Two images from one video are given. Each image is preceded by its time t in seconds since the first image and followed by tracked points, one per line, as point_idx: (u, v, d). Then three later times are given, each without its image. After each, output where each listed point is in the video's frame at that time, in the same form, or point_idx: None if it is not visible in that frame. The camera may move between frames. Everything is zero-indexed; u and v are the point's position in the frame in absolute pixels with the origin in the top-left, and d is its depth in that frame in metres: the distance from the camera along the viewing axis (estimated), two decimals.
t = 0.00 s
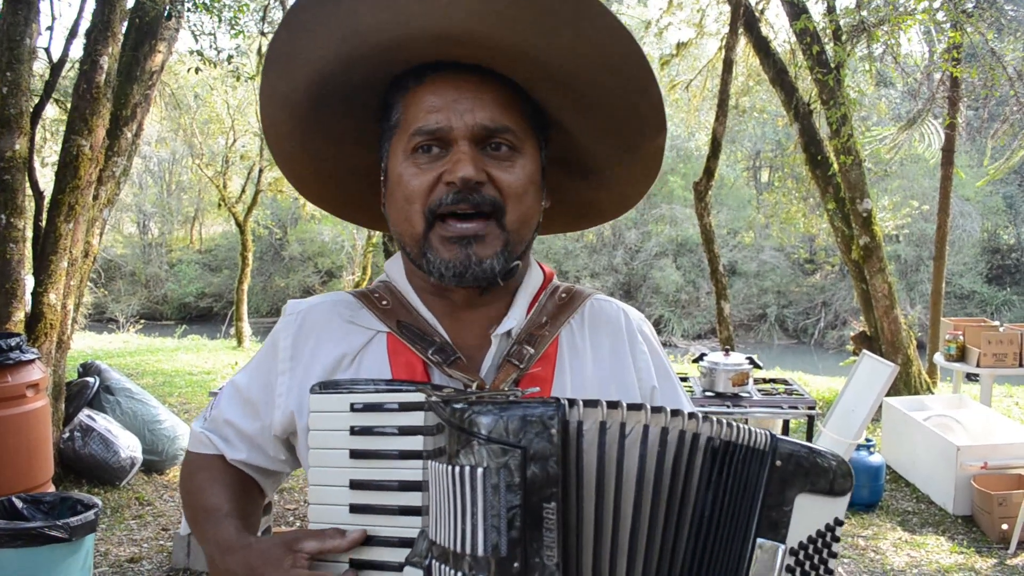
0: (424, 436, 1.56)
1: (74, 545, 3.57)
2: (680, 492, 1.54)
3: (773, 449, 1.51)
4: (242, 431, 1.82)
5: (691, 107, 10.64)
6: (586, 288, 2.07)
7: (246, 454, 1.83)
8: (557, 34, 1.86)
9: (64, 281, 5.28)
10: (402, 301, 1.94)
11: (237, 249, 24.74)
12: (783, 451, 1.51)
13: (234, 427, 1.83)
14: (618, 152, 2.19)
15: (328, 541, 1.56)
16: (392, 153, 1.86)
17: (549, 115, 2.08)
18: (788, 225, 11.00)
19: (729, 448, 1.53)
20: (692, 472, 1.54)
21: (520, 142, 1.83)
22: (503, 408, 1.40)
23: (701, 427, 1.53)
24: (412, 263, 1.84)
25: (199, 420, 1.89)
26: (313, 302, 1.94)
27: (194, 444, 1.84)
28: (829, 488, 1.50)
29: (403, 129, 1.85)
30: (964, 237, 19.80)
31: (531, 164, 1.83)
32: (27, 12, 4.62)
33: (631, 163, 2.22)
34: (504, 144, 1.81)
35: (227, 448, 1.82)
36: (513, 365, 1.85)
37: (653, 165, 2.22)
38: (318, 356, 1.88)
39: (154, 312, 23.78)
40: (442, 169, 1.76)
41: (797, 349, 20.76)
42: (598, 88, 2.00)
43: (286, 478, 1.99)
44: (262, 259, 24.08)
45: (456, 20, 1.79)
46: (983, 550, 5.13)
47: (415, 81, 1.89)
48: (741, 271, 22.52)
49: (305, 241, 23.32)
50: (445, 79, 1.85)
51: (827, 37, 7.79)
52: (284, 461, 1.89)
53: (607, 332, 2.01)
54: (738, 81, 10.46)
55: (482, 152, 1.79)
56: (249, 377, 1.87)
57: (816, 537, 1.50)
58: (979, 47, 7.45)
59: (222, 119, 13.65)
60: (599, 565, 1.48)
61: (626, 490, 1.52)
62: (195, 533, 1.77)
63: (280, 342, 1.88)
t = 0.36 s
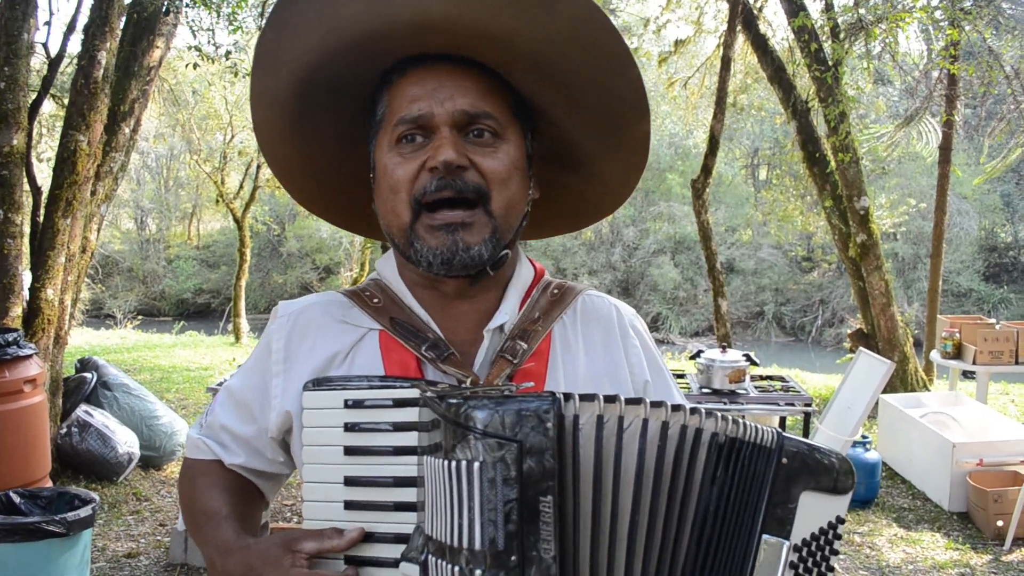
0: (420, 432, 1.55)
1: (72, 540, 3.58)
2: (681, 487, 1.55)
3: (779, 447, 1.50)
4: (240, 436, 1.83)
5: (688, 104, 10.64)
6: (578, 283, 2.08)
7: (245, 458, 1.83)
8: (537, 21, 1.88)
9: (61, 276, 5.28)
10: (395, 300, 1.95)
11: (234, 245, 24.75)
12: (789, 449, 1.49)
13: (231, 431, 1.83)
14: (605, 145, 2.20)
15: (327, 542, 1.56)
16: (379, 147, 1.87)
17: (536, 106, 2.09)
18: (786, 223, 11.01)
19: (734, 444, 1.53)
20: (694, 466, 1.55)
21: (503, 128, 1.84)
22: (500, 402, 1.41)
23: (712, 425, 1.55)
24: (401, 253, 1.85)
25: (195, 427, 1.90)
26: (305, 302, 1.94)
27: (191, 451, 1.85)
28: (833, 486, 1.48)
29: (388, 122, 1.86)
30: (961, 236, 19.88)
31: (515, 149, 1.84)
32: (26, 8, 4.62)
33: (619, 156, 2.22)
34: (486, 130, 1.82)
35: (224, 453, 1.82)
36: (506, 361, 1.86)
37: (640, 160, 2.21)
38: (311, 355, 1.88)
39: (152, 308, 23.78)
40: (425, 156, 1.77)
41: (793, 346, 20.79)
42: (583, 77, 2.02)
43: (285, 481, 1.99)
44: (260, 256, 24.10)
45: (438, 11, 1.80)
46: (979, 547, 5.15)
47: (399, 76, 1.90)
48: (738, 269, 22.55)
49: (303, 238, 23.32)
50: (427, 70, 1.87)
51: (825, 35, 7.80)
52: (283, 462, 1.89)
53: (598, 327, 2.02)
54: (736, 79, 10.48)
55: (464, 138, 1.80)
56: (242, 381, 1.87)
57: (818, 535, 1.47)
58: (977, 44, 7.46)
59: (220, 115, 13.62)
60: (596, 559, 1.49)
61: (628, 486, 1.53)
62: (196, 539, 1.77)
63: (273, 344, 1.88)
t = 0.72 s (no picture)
0: (406, 425, 1.58)
1: (66, 536, 3.57)
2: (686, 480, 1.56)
3: (791, 442, 1.56)
4: (225, 428, 1.83)
5: (684, 103, 10.65)
6: (563, 276, 2.08)
7: (229, 450, 1.83)
8: (518, 12, 1.91)
9: (56, 273, 5.27)
10: (382, 291, 1.94)
11: (229, 242, 24.70)
12: (800, 444, 1.56)
13: (216, 423, 1.83)
14: (589, 142, 2.20)
15: (319, 538, 1.57)
16: (362, 137, 1.87)
17: (522, 100, 2.10)
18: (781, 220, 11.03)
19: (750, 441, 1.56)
20: (692, 456, 1.56)
21: (484, 115, 1.85)
22: (484, 392, 1.41)
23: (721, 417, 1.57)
24: (383, 239, 1.85)
25: (176, 420, 1.89)
26: (291, 293, 1.93)
27: (171, 444, 1.83)
28: (840, 482, 1.55)
29: (371, 111, 1.86)
30: (956, 234, 19.95)
31: (496, 137, 1.84)
32: (19, 4, 4.61)
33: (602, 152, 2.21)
34: (468, 118, 1.83)
35: (207, 446, 1.82)
36: (493, 352, 1.86)
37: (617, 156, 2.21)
38: (297, 346, 1.88)
39: (147, 305, 23.73)
40: (408, 142, 1.77)
41: (789, 344, 20.85)
42: (569, 71, 2.04)
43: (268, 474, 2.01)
44: (255, 253, 24.05)
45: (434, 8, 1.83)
46: (972, 544, 5.18)
47: (382, 67, 1.91)
48: (734, 267, 22.57)
49: (299, 235, 23.29)
50: (409, 61, 1.88)
51: (821, 33, 7.81)
52: (269, 454, 1.91)
53: (585, 317, 2.03)
54: (732, 77, 10.48)
55: (445, 124, 1.81)
56: (227, 373, 1.86)
57: (825, 527, 1.56)
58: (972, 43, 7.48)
59: (215, 112, 13.59)
60: (590, 551, 1.48)
61: (628, 478, 1.53)
62: (177, 533, 1.77)
63: (260, 334, 1.87)
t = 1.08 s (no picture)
0: (405, 422, 1.56)
1: (64, 535, 3.58)
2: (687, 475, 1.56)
3: (788, 429, 1.55)
4: (224, 439, 1.84)
5: (681, 99, 10.66)
6: (560, 273, 2.09)
7: (230, 462, 1.85)
8: (532, 27, 1.89)
9: (53, 272, 5.27)
10: (378, 293, 1.95)
11: (227, 240, 24.69)
12: (796, 431, 1.55)
13: (214, 435, 1.84)
14: (589, 142, 2.22)
15: (315, 538, 1.57)
16: (365, 143, 1.84)
17: (518, 99, 2.07)
18: (778, 217, 11.04)
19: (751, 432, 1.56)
20: (692, 449, 1.56)
21: (492, 130, 1.82)
22: (485, 387, 1.41)
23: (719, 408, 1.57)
24: (389, 252, 1.84)
25: (177, 433, 1.90)
26: (286, 300, 1.93)
27: (174, 458, 1.85)
28: (838, 468, 1.54)
29: (372, 119, 1.83)
30: (954, 230, 19.98)
31: (502, 151, 1.83)
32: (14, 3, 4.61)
33: (597, 151, 2.23)
34: (477, 134, 1.80)
35: (208, 458, 1.83)
36: (490, 348, 1.86)
37: (618, 157, 2.26)
38: (294, 351, 1.88)
39: (144, 303, 23.72)
40: (416, 159, 1.75)
41: (787, 341, 20.89)
42: (568, 73, 2.02)
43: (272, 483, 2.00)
44: (253, 251, 24.05)
45: (428, 19, 1.80)
46: (969, 540, 5.20)
47: (385, 73, 1.86)
48: (731, 264, 22.59)
49: (296, 233, 23.30)
50: (413, 69, 1.83)
51: (816, 29, 7.82)
52: (269, 463, 1.91)
53: (583, 314, 2.04)
54: (729, 73, 10.49)
55: (454, 140, 1.78)
56: (224, 385, 1.87)
57: (828, 513, 1.54)
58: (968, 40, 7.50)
59: (212, 110, 13.57)
60: (594, 544, 1.49)
61: (631, 473, 1.53)
62: (181, 545, 1.78)
63: (255, 344, 1.87)
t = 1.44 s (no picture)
0: (403, 427, 1.58)
1: (61, 532, 3.57)
2: (676, 479, 1.56)
3: (772, 428, 1.56)
4: (223, 441, 1.84)
5: (681, 99, 10.65)
6: (562, 273, 2.08)
7: (230, 463, 1.84)
8: (557, 44, 1.89)
9: (51, 269, 5.25)
10: (375, 294, 1.94)
11: (226, 238, 24.67)
12: (782, 429, 1.56)
13: (213, 436, 1.84)
14: (595, 133, 2.22)
15: (313, 539, 1.55)
16: (374, 157, 1.81)
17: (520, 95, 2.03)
18: (777, 216, 11.04)
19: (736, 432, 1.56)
20: (686, 452, 1.56)
21: (509, 143, 1.81)
22: (483, 395, 1.40)
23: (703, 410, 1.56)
24: (401, 268, 1.83)
25: (176, 432, 1.90)
26: (282, 303, 1.92)
27: (174, 457, 1.85)
28: (827, 463, 1.56)
29: (383, 132, 1.80)
30: (952, 231, 20.01)
31: (518, 164, 1.82)
32: None
33: (610, 141, 2.25)
34: (495, 146, 1.79)
35: (208, 459, 1.83)
36: (491, 351, 1.85)
37: (630, 143, 2.28)
38: (292, 355, 1.87)
39: (142, 301, 23.70)
40: (435, 177, 1.73)
41: (785, 340, 20.91)
42: (576, 71, 1.98)
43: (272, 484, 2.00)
44: (252, 249, 24.05)
45: (420, 36, 1.75)
46: (966, 540, 5.21)
47: (393, 82, 1.82)
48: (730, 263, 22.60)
49: (295, 231, 23.30)
50: (425, 81, 1.79)
51: (816, 29, 7.82)
52: (268, 466, 1.90)
53: (586, 317, 2.04)
54: (728, 73, 10.50)
55: (473, 156, 1.76)
56: (223, 387, 1.86)
57: (815, 513, 1.56)
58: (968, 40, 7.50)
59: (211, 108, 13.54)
60: (593, 553, 1.49)
61: (621, 477, 1.53)
62: (181, 546, 1.78)
63: (252, 345, 1.86)
